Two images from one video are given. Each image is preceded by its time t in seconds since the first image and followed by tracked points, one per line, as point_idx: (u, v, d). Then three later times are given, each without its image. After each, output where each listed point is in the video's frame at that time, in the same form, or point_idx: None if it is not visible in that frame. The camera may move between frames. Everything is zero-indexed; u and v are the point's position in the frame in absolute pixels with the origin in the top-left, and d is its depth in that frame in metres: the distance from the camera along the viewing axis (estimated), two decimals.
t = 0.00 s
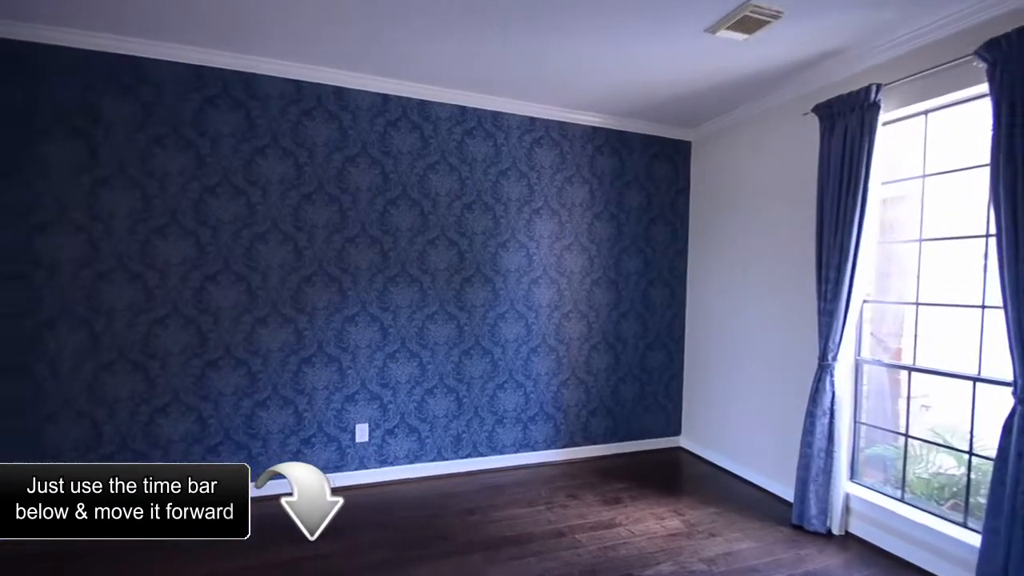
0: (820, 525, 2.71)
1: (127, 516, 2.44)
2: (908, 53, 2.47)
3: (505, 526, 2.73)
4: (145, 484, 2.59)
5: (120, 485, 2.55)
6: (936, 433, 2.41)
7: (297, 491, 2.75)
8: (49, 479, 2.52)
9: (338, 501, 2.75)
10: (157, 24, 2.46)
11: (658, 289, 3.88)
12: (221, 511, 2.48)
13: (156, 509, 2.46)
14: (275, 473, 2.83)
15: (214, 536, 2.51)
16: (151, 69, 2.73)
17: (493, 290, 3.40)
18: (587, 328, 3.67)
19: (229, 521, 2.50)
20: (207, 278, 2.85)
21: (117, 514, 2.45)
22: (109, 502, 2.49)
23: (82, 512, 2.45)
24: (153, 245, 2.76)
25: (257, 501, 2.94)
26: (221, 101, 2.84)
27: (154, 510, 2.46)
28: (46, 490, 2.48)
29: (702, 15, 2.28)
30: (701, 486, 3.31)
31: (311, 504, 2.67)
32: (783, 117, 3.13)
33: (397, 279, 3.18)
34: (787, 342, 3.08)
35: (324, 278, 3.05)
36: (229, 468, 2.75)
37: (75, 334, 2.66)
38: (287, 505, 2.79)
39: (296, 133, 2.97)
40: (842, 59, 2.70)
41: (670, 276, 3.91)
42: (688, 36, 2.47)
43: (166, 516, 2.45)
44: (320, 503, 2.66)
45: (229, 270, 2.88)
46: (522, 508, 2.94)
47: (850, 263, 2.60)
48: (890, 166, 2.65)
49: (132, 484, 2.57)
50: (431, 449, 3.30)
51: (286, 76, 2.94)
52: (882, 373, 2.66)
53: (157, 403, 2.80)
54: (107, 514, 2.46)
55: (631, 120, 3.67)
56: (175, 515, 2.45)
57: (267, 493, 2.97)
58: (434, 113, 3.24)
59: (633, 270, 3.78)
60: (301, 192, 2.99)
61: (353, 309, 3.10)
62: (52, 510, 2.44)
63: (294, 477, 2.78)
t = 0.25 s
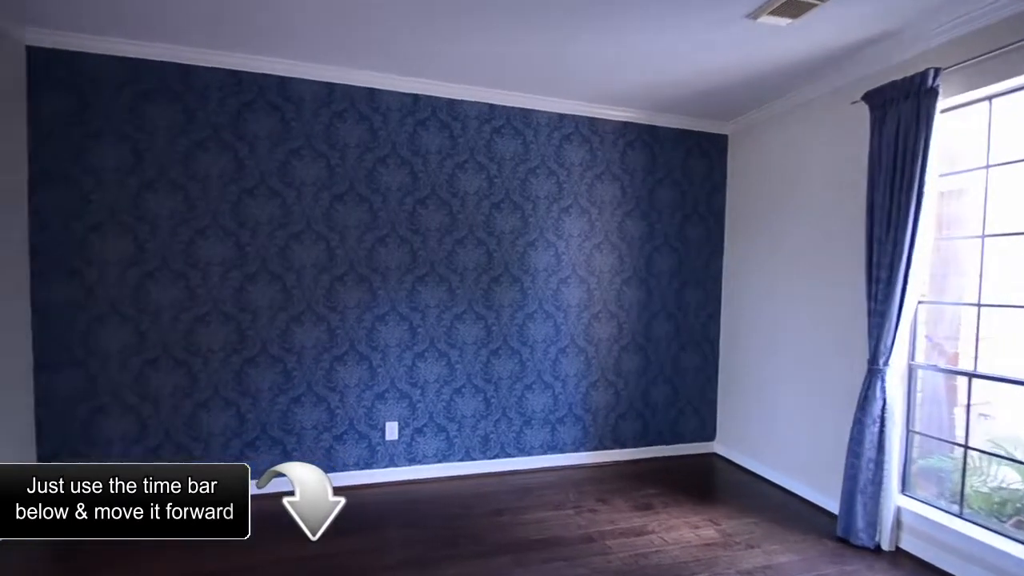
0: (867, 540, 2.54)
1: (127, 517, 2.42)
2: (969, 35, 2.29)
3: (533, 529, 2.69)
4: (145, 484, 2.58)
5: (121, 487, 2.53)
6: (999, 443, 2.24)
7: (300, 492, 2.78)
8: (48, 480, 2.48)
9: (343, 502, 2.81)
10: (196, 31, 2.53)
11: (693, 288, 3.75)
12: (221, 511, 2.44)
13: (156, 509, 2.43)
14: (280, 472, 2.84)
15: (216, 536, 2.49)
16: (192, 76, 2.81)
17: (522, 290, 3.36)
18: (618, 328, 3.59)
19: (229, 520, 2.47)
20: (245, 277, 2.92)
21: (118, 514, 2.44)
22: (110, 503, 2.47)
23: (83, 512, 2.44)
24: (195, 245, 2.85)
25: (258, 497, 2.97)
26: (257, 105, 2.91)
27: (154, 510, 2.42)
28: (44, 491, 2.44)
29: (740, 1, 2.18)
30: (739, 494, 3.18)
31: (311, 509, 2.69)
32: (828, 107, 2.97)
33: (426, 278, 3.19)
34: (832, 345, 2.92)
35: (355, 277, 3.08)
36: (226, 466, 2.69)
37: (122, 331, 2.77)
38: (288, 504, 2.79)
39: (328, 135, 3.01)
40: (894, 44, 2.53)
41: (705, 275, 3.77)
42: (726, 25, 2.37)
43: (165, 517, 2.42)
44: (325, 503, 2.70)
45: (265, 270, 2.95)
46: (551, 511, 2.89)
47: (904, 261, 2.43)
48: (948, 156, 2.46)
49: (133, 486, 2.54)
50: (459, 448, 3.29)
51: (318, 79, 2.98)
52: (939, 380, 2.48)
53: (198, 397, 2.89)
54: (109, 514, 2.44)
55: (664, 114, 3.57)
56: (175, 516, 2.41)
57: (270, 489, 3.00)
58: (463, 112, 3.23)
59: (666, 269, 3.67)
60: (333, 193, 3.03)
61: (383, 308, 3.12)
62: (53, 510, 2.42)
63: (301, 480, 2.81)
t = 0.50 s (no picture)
0: (923, 557, 2.37)
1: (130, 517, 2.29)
2: None
3: (564, 533, 2.64)
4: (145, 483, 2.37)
5: (121, 485, 2.35)
6: None
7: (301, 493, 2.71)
8: (47, 479, 2.25)
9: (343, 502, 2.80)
10: (235, 37, 2.61)
11: (730, 288, 3.61)
12: (221, 511, 2.32)
13: (156, 509, 2.28)
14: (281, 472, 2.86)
15: (217, 536, 2.48)
16: (232, 82, 2.90)
17: (551, 290, 3.32)
18: (651, 329, 3.49)
19: (229, 519, 2.35)
20: (281, 277, 2.99)
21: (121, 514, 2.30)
22: (110, 503, 2.30)
23: (83, 512, 2.28)
24: (234, 246, 2.94)
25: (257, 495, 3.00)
26: (293, 109, 2.98)
27: (154, 511, 2.28)
28: (44, 491, 2.23)
29: None
30: (780, 503, 3.03)
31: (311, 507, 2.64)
32: (878, 95, 2.80)
33: (455, 278, 3.18)
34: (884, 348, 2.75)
35: (387, 277, 3.11)
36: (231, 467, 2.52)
37: (167, 329, 2.89)
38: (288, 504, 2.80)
39: (361, 136, 3.05)
40: (954, 26, 2.35)
41: (743, 275, 3.63)
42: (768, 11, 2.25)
43: (167, 516, 2.30)
44: (324, 503, 2.63)
45: (300, 270, 3.01)
46: (582, 515, 2.83)
47: (966, 259, 2.25)
48: (1016, 145, 2.28)
49: (133, 484, 2.36)
50: (488, 449, 3.27)
51: (351, 81, 3.02)
52: (1005, 387, 2.30)
53: (237, 393, 2.98)
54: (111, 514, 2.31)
55: (699, 108, 3.45)
56: (176, 515, 2.29)
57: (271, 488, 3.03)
58: (493, 110, 3.21)
59: (702, 268, 3.55)
60: (365, 194, 3.07)
61: (413, 308, 3.14)
62: (53, 510, 2.26)
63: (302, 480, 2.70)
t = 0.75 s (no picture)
0: None
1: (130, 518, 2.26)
2: None
3: (596, 538, 2.58)
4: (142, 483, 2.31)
5: (120, 486, 2.28)
6: None
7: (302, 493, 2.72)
8: (47, 479, 2.17)
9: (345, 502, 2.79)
10: (273, 44, 2.69)
11: (771, 289, 3.46)
12: (221, 511, 2.30)
13: (156, 509, 2.25)
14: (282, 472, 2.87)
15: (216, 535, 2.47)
16: (271, 87, 2.99)
17: (583, 290, 3.26)
18: (686, 331, 3.38)
19: (230, 519, 2.34)
20: (317, 277, 3.06)
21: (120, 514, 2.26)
22: (110, 503, 2.25)
23: (83, 512, 2.23)
24: (273, 248, 3.02)
25: (257, 493, 3.04)
26: (329, 112, 3.04)
27: (154, 511, 2.25)
28: (45, 491, 2.17)
29: None
30: (826, 516, 2.88)
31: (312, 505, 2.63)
32: (937, 82, 2.63)
33: (486, 277, 3.18)
34: (943, 353, 2.57)
35: (418, 277, 3.13)
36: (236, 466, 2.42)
37: (210, 327, 3.00)
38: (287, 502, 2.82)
39: (393, 138, 3.09)
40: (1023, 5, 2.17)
41: (786, 274, 3.47)
42: None
43: (167, 516, 2.28)
44: (325, 503, 2.62)
45: (335, 270, 3.07)
46: (616, 520, 2.77)
47: None
48: None
49: (132, 484, 2.29)
50: (519, 450, 3.25)
51: (384, 84, 3.07)
52: None
53: (275, 390, 3.06)
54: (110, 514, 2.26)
55: (738, 101, 3.32)
56: (176, 515, 2.27)
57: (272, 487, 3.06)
58: (524, 109, 3.19)
59: (741, 267, 3.41)
60: (398, 195, 3.10)
61: (444, 308, 3.15)
62: (53, 510, 2.20)
63: (301, 480, 2.72)
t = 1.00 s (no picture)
0: None
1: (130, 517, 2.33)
2: None
3: (629, 545, 2.52)
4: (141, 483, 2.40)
5: (120, 486, 2.34)
6: None
7: (304, 493, 2.78)
8: (47, 479, 2.23)
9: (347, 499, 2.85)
10: (309, 50, 2.76)
11: (818, 289, 3.28)
12: (221, 511, 2.41)
13: (157, 509, 2.34)
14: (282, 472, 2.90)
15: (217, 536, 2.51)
16: (308, 93, 3.07)
17: (616, 290, 3.19)
18: (725, 332, 3.26)
19: (229, 519, 2.45)
20: (351, 278, 3.12)
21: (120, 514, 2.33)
22: (110, 503, 2.32)
23: (83, 512, 2.29)
24: (310, 249, 3.10)
25: (257, 490, 3.07)
26: (363, 116, 3.09)
27: (154, 510, 2.34)
28: (45, 491, 2.23)
29: None
30: (878, 530, 2.71)
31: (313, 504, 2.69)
32: (1001, 66, 2.43)
33: (517, 278, 3.15)
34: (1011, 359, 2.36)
35: (450, 277, 3.14)
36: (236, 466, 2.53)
37: (251, 327, 3.10)
38: (287, 503, 2.88)
39: (425, 139, 3.11)
40: None
41: (833, 274, 3.29)
42: None
43: (167, 516, 2.37)
44: (325, 502, 2.69)
45: (368, 270, 3.12)
46: (650, 527, 2.69)
47: None
48: None
49: (132, 484, 2.36)
50: (550, 453, 3.21)
51: (417, 86, 3.09)
52: None
53: (312, 388, 3.14)
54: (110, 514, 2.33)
55: (781, 92, 3.17)
56: (175, 515, 2.37)
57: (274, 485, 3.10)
58: (556, 107, 3.15)
59: (784, 266, 3.26)
60: (430, 196, 3.12)
61: (475, 308, 3.15)
62: (53, 510, 2.25)
63: (303, 480, 2.80)
